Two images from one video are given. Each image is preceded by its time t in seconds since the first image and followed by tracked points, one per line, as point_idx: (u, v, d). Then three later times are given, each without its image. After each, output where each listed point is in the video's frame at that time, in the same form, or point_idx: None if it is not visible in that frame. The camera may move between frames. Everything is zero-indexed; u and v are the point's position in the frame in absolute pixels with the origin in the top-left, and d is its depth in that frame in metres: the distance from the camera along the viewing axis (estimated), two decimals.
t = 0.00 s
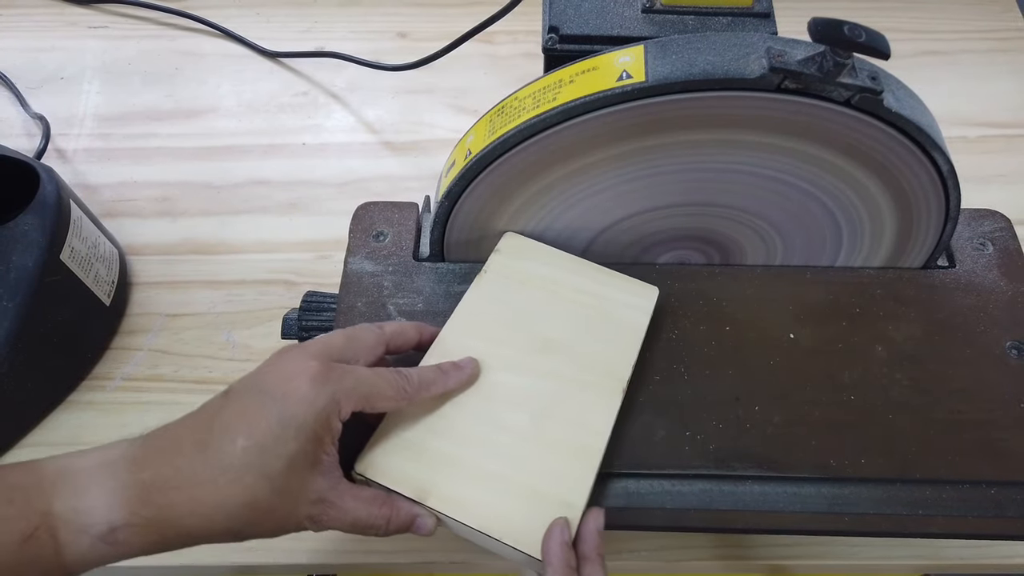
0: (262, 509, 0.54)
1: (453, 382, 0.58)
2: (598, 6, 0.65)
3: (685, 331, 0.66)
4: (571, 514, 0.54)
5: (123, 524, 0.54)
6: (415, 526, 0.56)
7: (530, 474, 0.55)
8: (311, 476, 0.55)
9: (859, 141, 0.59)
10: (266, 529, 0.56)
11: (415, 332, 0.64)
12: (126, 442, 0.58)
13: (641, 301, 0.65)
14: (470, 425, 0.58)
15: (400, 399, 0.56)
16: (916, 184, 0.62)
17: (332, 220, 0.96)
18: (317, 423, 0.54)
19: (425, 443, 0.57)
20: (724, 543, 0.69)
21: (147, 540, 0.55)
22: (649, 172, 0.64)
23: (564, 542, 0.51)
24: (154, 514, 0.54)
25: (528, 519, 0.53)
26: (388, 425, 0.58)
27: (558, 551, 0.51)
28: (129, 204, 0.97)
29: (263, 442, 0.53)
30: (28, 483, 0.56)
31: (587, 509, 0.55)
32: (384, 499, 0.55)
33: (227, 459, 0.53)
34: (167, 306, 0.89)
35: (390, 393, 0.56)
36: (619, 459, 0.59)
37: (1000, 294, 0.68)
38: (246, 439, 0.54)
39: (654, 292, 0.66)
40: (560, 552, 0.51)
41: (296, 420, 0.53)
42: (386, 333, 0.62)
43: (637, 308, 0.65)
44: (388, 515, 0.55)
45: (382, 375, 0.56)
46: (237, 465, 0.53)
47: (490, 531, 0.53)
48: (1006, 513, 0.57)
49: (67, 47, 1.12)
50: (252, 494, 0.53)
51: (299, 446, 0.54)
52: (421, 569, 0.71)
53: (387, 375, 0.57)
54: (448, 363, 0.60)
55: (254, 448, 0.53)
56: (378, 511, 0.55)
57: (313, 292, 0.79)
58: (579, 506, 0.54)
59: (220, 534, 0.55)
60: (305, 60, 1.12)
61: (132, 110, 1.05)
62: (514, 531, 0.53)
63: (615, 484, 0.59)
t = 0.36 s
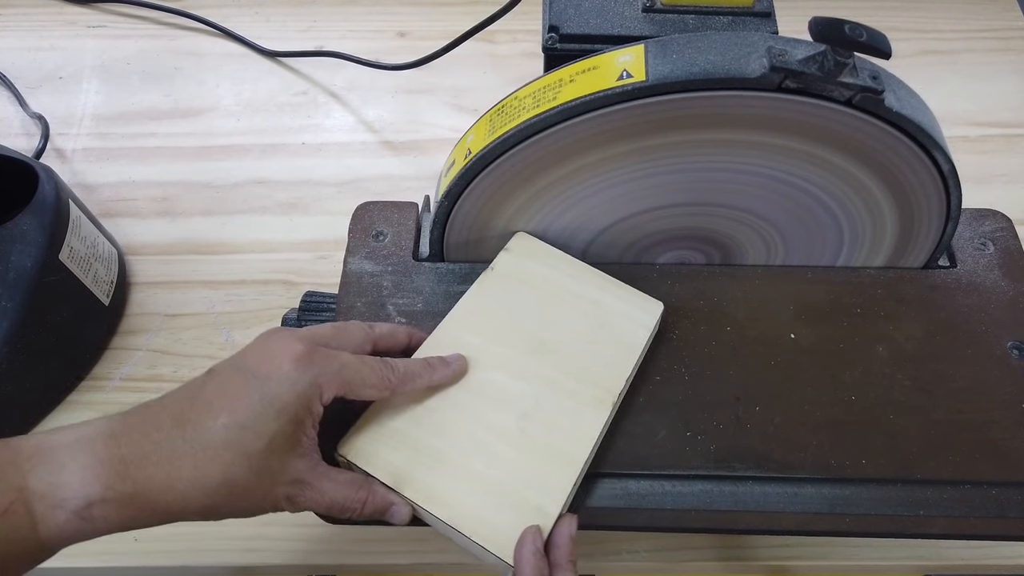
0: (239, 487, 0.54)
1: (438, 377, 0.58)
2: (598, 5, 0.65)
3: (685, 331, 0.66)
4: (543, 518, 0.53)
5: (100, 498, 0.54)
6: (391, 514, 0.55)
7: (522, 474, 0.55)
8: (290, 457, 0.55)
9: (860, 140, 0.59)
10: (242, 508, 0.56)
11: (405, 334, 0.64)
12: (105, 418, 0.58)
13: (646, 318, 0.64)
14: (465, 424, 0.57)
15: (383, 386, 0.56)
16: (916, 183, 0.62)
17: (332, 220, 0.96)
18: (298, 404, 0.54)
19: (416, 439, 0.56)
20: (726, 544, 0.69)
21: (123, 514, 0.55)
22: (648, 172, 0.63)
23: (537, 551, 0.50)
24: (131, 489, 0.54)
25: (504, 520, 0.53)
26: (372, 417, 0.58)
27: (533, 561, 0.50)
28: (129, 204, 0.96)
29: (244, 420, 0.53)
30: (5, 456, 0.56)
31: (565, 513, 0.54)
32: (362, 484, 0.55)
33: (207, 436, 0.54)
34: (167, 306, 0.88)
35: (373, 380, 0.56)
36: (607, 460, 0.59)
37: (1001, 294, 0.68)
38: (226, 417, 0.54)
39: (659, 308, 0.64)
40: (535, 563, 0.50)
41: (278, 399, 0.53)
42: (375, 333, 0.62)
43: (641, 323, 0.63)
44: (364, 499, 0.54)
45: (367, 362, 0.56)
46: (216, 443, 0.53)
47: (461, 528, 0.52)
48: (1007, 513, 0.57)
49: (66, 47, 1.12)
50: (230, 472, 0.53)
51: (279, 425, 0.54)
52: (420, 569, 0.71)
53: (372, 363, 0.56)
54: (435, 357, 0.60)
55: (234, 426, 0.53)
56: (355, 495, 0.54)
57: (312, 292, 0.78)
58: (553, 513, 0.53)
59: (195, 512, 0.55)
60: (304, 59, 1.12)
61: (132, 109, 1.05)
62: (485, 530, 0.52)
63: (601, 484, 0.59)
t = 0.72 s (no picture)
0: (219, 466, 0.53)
1: (424, 369, 0.59)
2: (598, 5, 0.65)
3: (685, 331, 0.66)
4: (512, 519, 0.53)
5: (77, 474, 0.50)
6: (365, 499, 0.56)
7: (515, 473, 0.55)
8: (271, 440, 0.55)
9: (860, 140, 0.59)
10: (218, 489, 0.55)
11: (394, 331, 0.64)
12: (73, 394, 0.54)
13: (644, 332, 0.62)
14: (462, 421, 0.58)
15: (367, 375, 0.57)
16: (917, 183, 0.62)
17: (332, 220, 0.96)
18: (283, 387, 0.54)
19: (408, 434, 0.57)
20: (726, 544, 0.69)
21: (95, 493, 0.51)
22: (648, 173, 0.64)
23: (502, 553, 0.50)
24: (108, 465, 0.51)
25: (475, 518, 0.53)
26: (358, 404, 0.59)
27: (499, 563, 0.50)
28: (129, 204, 0.96)
29: (228, 399, 0.53)
30: None
31: (531, 516, 0.53)
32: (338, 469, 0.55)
33: (189, 413, 0.52)
34: (166, 306, 0.88)
35: (358, 369, 0.57)
36: (599, 459, 0.59)
37: (1002, 294, 0.68)
38: (210, 395, 0.53)
39: (660, 322, 0.63)
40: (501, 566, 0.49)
41: (263, 381, 0.54)
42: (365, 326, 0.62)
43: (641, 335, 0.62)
44: (342, 483, 0.55)
45: (354, 351, 0.57)
46: (198, 421, 0.52)
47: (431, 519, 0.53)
48: (1007, 513, 0.57)
49: (66, 47, 1.12)
50: (213, 451, 0.52)
51: (263, 408, 0.54)
52: (419, 569, 0.70)
53: (359, 352, 0.57)
54: (422, 350, 0.60)
55: (217, 404, 0.53)
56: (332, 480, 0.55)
57: (312, 292, 0.78)
58: (523, 514, 0.53)
59: (169, 491, 0.54)
60: (304, 59, 1.12)
61: (131, 109, 1.05)
62: (455, 522, 0.52)
63: (591, 482, 0.59)
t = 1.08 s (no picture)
0: (200, 450, 0.53)
1: (410, 360, 0.59)
2: (598, 5, 0.65)
3: (685, 331, 0.66)
4: (484, 515, 0.53)
5: (58, 454, 0.52)
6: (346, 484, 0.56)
7: (494, 469, 0.55)
8: (253, 428, 0.55)
9: (860, 141, 0.59)
10: (199, 472, 0.55)
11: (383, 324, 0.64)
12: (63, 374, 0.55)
13: (638, 342, 0.62)
14: (449, 414, 0.58)
15: (353, 364, 0.57)
16: (917, 183, 0.62)
17: (332, 220, 0.96)
18: (266, 373, 0.54)
19: (395, 424, 0.58)
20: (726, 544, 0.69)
21: (78, 472, 0.53)
22: (648, 174, 0.64)
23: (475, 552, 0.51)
24: (88, 444, 0.52)
25: (447, 511, 0.53)
26: (345, 393, 0.59)
27: (471, 563, 0.50)
28: (129, 204, 0.96)
29: (210, 384, 0.53)
30: None
31: (503, 512, 0.54)
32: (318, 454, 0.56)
33: (171, 397, 0.53)
34: (166, 306, 0.88)
35: (344, 358, 0.57)
36: (599, 460, 0.59)
37: (1002, 294, 0.68)
38: (193, 379, 0.53)
39: (655, 335, 0.62)
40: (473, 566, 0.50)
41: (246, 368, 0.53)
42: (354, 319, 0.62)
43: (634, 347, 0.61)
44: (321, 469, 0.56)
45: (340, 340, 0.57)
46: (181, 405, 0.53)
47: (403, 507, 0.54)
48: (1007, 513, 0.57)
49: (66, 47, 1.12)
50: (191, 434, 0.53)
51: (245, 394, 0.54)
52: (419, 569, 0.70)
53: (344, 341, 0.57)
54: (408, 341, 0.61)
55: (200, 389, 0.53)
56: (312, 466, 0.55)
57: (312, 292, 0.78)
58: (494, 511, 0.53)
59: (151, 471, 0.54)
60: (304, 59, 1.12)
61: (131, 109, 1.05)
62: (426, 513, 0.53)
63: (591, 483, 0.59)
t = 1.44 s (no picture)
0: (182, 432, 0.53)
1: (393, 347, 0.60)
2: (598, 5, 0.65)
3: (685, 331, 0.66)
4: (452, 504, 0.53)
5: (39, 436, 0.51)
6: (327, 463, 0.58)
7: (473, 461, 0.55)
8: (234, 412, 0.55)
9: (859, 140, 0.59)
10: (179, 456, 0.55)
11: (367, 315, 0.64)
12: (43, 357, 0.54)
13: (633, 353, 0.61)
14: (440, 404, 0.58)
15: (334, 350, 0.58)
16: (918, 183, 0.62)
17: (332, 220, 0.96)
18: (248, 357, 0.55)
19: (385, 413, 0.58)
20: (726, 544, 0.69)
21: (57, 455, 0.52)
22: (648, 174, 0.64)
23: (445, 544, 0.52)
24: (69, 426, 0.51)
25: (418, 498, 0.54)
26: (328, 380, 0.60)
27: (443, 559, 0.51)
28: (129, 204, 0.96)
29: (193, 366, 0.53)
30: None
31: (473, 503, 0.54)
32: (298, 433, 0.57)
33: (154, 378, 0.53)
34: (166, 307, 0.88)
35: (326, 344, 0.58)
36: (600, 460, 0.59)
37: (1002, 294, 0.68)
38: (175, 361, 0.53)
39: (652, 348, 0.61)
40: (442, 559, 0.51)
41: (229, 351, 0.54)
42: (337, 309, 0.62)
43: (627, 356, 0.61)
44: (303, 450, 0.57)
45: (323, 327, 0.58)
46: (164, 387, 0.53)
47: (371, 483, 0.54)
48: (1007, 513, 0.57)
49: (66, 47, 1.12)
50: (174, 415, 0.53)
51: (227, 377, 0.54)
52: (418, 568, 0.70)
53: (327, 328, 0.58)
54: (392, 331, 0.61)
55: (183, 371, 0.53)
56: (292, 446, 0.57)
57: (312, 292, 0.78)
58: (462, 502, 0.53)
59: (130, 454, 0.54)
60: (304, 59, 1.12)
61: (131, 109, 1.05)
62: (396, 497, 0.54)
63: (591, 483, 0.59)
